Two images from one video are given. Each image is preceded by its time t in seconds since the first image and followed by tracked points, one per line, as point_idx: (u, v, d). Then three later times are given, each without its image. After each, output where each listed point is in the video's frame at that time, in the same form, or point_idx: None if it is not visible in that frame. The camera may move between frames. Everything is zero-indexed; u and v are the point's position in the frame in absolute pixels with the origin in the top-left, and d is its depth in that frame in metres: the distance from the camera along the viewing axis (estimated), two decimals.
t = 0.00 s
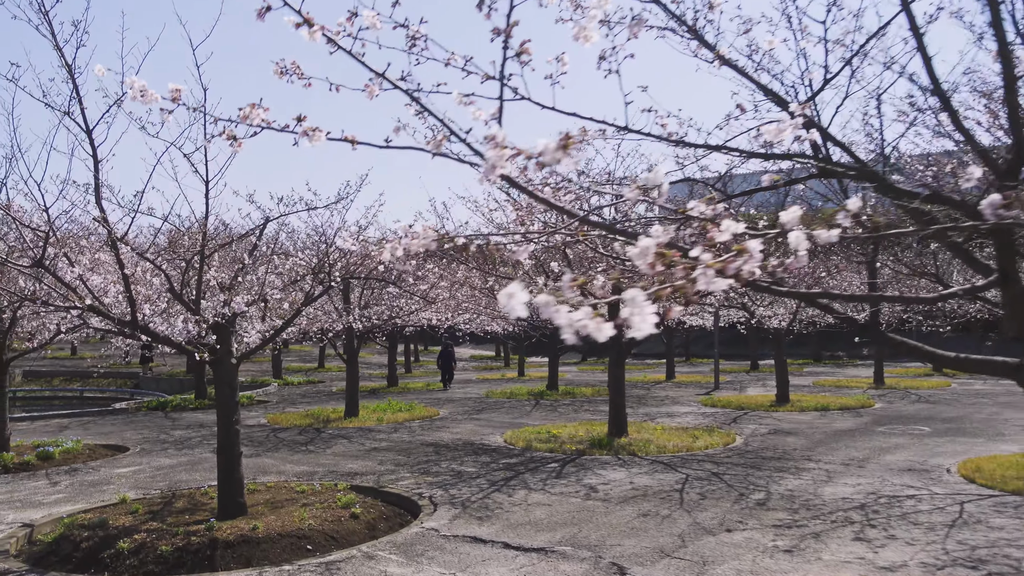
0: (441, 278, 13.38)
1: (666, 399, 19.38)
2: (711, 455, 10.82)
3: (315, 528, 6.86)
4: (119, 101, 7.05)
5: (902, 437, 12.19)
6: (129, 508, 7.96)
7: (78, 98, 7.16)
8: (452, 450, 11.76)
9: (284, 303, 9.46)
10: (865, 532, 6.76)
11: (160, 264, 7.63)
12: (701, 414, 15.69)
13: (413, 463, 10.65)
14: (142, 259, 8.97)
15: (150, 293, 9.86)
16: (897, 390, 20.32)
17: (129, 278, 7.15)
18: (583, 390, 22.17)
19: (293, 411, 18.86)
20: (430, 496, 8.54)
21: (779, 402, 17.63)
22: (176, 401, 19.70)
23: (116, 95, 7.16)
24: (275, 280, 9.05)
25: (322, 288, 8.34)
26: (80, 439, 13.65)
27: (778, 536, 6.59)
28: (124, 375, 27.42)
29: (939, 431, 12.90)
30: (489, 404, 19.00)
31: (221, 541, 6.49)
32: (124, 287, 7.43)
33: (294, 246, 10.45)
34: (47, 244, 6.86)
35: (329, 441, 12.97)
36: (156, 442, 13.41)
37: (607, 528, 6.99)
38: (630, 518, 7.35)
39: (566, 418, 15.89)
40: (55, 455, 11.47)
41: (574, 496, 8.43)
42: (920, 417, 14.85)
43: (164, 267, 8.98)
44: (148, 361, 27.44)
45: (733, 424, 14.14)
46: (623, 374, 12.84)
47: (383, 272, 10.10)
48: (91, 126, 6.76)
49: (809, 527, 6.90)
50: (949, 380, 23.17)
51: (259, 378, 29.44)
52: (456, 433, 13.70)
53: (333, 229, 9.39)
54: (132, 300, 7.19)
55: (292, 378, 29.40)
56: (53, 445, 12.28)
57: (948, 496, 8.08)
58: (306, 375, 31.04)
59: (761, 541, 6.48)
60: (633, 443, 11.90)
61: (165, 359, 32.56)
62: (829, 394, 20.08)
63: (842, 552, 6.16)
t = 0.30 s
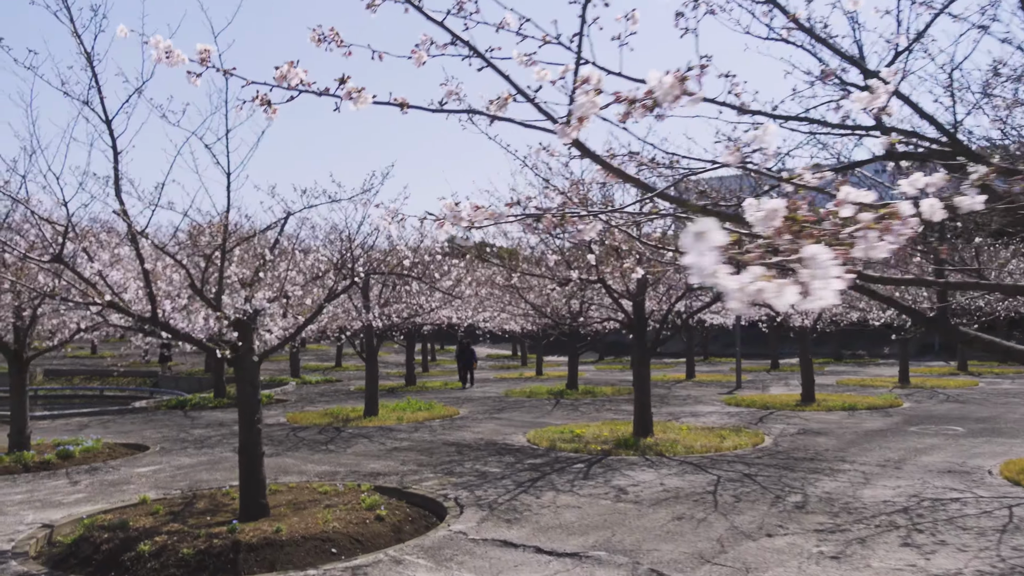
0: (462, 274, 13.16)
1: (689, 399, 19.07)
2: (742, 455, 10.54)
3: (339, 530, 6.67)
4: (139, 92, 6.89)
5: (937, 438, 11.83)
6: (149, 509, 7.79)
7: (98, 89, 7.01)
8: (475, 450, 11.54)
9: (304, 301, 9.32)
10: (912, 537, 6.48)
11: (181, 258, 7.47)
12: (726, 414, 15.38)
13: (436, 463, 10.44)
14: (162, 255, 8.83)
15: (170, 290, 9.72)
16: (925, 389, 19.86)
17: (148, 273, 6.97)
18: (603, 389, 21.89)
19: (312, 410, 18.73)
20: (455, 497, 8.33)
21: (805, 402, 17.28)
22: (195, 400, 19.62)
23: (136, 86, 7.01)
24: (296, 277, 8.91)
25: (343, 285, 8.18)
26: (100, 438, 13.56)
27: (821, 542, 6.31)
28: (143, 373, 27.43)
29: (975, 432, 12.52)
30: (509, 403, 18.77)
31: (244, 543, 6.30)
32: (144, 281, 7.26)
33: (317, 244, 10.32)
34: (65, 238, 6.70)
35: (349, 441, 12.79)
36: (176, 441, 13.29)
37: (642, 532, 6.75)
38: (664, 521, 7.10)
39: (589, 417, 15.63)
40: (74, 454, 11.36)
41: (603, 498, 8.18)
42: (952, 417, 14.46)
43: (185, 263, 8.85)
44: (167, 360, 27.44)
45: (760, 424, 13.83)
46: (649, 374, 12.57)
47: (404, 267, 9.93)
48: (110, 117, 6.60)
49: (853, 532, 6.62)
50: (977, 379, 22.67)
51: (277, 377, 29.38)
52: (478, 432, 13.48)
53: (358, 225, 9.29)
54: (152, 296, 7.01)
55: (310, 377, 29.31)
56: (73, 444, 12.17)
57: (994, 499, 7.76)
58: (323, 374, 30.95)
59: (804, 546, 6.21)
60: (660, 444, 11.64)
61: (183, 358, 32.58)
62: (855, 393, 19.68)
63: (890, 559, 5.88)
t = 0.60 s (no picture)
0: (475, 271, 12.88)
1: (705, 398, 18.75)
2: (765, 458, 10.24)
3: (355, 537, 6.42)
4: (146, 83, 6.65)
5: (966, 439, 11.49)
6: (159, 514, 7.56)
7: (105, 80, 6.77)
8: (490, 451, 11.28)
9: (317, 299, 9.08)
10: (955, 545, 6.17)
11: (192, 254, 7.21)
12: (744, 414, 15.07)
13: (452, 466, 10.19)
14: (171, 252, 8.60)
15: (179, 288, 9.48)
16: (946, 388, 19.46)
17: (156, 271, 6.72)
18: (616, 388, 21.61)
19: (323, 411, 18.51)
20: (472, 501, 8.06)
21: (823, 402, 16.94)
22: (205, 400, 19.45)
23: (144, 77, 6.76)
24: (308, 275, 8.68)
25: (356, 283, 7.95)
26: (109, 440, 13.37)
27: (859, 550, 6.02)
28: (152, 373, 27.31)
29: (1003, 432, 12.17)
30: (523, 403, 18.50)
31: (256, 551, 6.06)
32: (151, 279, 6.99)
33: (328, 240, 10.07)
34: (71, 235, 6.45)
35: (361, 442, 12.55)
36: (186, 443, 13.09)
37: (669, 539, 6.48)
38: (691, 528, 6.82)
39: (604, 418, 15.35)
40: (83, 456, 11.16)
41: (626, 502, 7.91)
42: (977, 417, 14.11)
43: (195, 260, 8.62)
44: (176, 360, 27.30)
45: (780, 424, 13.50)
46: (667, 374, 12.28)
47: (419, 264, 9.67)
48: (117, 109, 6.35)
49: (892, 540, 6.33)
50: (997, 378, 22.25)
51: (286, 376, 29.21)
52: (492, 433, 13.21)
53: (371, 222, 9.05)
54: (160, 295, 6.75)
55: (319, 376, 29.13)
56: (82, 446, 11.98)
57: None
58: (332, 374, 30.81)
59: (842, 555, 5.92)
60: (680, 445, 11.35)
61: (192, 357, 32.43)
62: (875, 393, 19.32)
63: (935, 569, 5.60)
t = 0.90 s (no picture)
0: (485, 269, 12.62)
1: (717, 399, 18.44)
2: (786, 460, 9.95)
3: (367, 543, 6.16)
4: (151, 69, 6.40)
5: (991, 441, 11.17)
6: (163, 518, 7.31)
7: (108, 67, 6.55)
8: (502, 453, 11.01)
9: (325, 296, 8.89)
10: (996, 554, 5.88)
11: (198, 248, 6.95)
12: (759, 415, 14.76)
13: (463, 467, 9.92)
14: (176, 247, 8.34)
15: (184, 285, 9.22)
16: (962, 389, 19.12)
17: (162, 265, 6.48)
18: (626, 388, 21.33)
19: (329, 410, 18.25)
20: (486, 505, 7.79)
21: (839, 402, 16.63)
22: (210, 399, 19.21)
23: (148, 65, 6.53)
24: (317, 271, 8.46)
25: (367, 278, 7.73)
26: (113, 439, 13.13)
27: (896, 559, 5.74)
28: (157, 372, 27.07)
29: None
30: (532, 403, 18.22)
31: (264, 558, 5.80)
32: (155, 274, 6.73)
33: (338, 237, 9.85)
34: (73, 227, 6.22)
35: (369, 443, 12.29)
36: (192, 443, 12.85)
37: (695, 546, 6.20)
38: (717, 534, 6.55)
39: (616, 418, 15.06)
40: (87, 457, 10.93)
41: (646, 507, 7.63)
42: (998, 418, 13.78)
43: (201, 255, 8.37)
44: (181, 358, 27.07)
45: (797, 425, 13.20)
46: (682, 373, 12.00)
47: (431, 260, 9.40)
48: (120, 96, 6.13)
49: (929, 548, 6.04)
50: (1014, 378, 21.90)
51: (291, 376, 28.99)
52: (503, 434, 12.94)
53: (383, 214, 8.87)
54: (166, 289, 6.51)
55: (325, 376, 28.89)
56: (85, 447, 11.74)
57: None
58: (338, 373, 30.58)
59: (879, 564, 5.64)
60: (696, 447, 11.06)
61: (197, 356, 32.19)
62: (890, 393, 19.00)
63: None
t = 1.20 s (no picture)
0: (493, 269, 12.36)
1: (726, 400, 18.17)
2: (804, 464, 9.68)
3: (377, 554, 5.91)
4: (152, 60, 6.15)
5: (1013, 444, 10.90)
6: (165, 526, 7.04)
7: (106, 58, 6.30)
8: (512, 457, 10.74)
9: (331, 296, 8.64)
10: None
11: (201, 247, 6.69)
12: (771, 417, 14.48)
13: (472, 472, 9.65)
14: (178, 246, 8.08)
15: (186, 285, 8.96)
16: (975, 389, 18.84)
17: (163, 264, 6.23)
18: (633, 389, 21.05)
19: (333, 412, 18.00)
20: (499, 513, 7.53)
21: (851, 403, 16.36)
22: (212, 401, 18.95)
23: (149, 56, 6.29)
24: (322, 270, 8.21)
25: (375, 277, 7.49)
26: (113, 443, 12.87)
27: (932, 571, 5.47)
28: (158, 373, 26.83)
29: None
30: (538, 405, 17.95)
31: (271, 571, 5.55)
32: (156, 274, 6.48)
33: (344, 237, 9.61)
34: (70, 225, 5.97)
35: (375, 446, 12.02)
36: (193, 446, 12.59)
37: (719, 557, 5.93)
38: (741, 543, 6.28)
39: (625, 420, 14.78)
40: (86, 461, 10.66)
41: (665, 514, 7.36)
42: (1016, 420, 13.50)
43: (203, 255, 8.11)
44: (183, 359, 26.84)
45: (811, 427, 12.93)
46: (694, 374, 11.74)
47: (440, 259, 9.14)
48: (119, 88, 5.89)
49: (966, 559, 5.77)
50: None
51: (293, 376, 28.72)
52: (511, 437, 12.67)
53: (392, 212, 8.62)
54: (167, 289, 6.25)
55: (328, 377, 28.64)
56: (84, 450, 11.47)
57: None
58: (340, 374, 30.34)
59: None
60: (711, 450, 10.80)
61: (199, 357, 31.91)
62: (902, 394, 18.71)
63: None
